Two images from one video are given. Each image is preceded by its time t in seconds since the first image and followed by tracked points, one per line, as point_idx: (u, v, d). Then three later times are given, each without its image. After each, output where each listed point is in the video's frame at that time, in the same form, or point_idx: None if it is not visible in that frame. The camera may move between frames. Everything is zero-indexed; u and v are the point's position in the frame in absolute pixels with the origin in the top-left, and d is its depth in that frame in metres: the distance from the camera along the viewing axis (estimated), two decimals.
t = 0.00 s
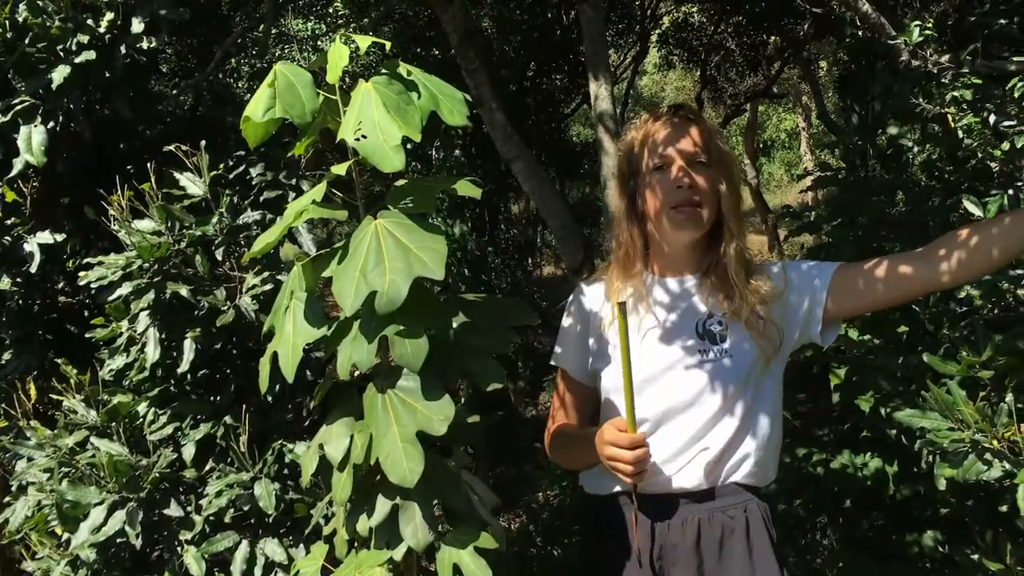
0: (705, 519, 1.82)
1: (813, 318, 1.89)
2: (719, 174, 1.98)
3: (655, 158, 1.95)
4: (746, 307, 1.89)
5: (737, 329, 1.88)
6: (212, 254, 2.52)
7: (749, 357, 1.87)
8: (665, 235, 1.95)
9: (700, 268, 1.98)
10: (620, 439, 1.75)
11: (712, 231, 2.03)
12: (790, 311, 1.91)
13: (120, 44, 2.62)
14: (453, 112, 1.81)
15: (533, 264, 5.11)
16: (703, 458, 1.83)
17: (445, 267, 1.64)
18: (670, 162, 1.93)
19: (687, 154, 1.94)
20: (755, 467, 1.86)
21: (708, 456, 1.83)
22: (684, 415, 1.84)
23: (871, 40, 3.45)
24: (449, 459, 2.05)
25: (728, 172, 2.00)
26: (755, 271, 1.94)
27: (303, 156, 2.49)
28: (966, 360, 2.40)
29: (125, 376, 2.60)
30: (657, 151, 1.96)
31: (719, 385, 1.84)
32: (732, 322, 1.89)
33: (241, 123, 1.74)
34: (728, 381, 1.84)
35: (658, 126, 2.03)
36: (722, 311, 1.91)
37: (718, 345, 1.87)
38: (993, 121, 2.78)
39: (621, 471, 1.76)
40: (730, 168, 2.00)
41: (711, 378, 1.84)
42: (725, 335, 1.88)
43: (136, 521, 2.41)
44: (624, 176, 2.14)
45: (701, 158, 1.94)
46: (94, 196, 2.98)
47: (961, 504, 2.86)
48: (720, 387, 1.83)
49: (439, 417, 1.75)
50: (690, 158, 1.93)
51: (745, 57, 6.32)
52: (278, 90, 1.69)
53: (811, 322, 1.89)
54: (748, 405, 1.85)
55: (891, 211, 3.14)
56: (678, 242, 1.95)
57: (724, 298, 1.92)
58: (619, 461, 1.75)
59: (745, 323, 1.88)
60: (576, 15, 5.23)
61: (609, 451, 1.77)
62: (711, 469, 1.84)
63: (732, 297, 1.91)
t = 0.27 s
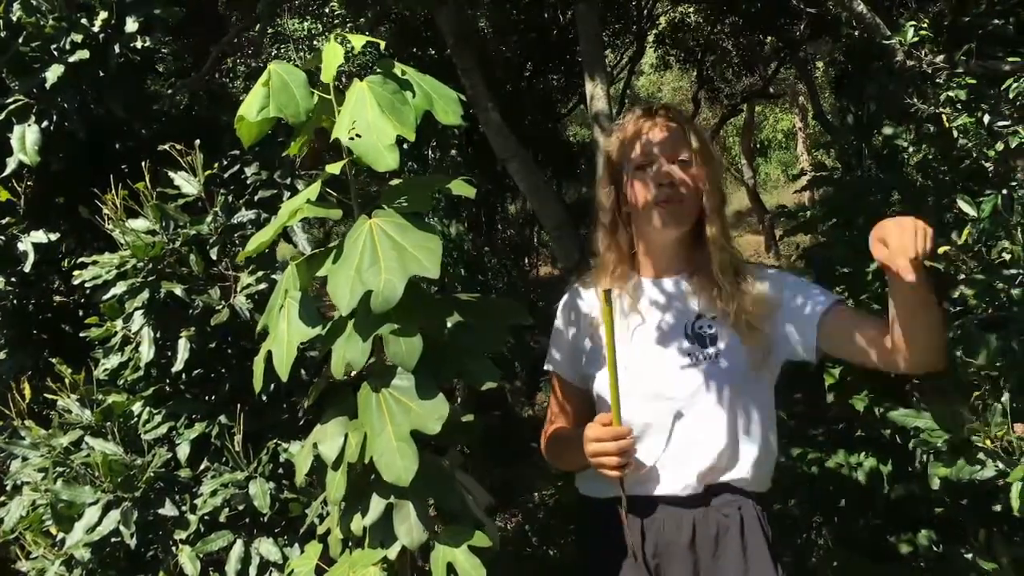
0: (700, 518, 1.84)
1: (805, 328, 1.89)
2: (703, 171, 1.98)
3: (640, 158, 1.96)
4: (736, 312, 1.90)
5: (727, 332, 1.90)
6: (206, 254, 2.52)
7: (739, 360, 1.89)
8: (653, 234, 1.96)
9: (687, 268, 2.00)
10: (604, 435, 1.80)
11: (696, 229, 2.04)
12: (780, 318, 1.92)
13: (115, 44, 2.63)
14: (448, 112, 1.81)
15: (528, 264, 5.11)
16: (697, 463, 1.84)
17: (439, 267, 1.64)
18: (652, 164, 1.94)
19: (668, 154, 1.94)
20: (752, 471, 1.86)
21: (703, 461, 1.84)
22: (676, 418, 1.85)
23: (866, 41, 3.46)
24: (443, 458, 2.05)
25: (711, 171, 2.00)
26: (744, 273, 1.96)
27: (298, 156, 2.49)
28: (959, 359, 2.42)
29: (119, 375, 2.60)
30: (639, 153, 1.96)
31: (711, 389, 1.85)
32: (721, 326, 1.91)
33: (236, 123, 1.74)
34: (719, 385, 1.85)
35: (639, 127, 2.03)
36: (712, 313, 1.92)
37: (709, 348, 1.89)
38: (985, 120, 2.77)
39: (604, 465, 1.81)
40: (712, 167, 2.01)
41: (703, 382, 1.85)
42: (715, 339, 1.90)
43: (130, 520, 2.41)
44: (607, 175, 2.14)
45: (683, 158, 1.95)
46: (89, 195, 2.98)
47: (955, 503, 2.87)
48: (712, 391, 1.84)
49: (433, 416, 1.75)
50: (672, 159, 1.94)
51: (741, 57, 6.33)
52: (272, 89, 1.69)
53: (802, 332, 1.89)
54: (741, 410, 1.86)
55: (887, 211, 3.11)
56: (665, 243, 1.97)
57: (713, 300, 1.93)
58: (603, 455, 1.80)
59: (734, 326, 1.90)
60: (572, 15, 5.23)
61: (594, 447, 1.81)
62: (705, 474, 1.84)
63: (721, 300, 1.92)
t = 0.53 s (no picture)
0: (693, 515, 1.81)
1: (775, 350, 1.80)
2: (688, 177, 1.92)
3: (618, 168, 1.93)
4: (715, 323, 1.83)
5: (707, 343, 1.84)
6: (202, 253, 2.51)
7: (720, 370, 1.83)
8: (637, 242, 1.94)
9: (674, 275, 1.95)
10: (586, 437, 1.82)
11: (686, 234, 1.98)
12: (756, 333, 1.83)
13: (109, 42, 2.61)
14: (443, 111, 1.80)
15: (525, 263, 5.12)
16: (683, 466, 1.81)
17: (433, 267, 1.63)
18: (635, 173, 1.89)
19: (650, 163, 1.89)
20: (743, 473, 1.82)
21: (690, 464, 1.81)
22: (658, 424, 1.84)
23: (863, 41, 3.46)
24: (439, 458, 2.05)
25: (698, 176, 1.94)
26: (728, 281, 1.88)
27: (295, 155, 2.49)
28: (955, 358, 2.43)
29: (114, 375, 2.59)
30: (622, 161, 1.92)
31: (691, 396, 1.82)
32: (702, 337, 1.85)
33: (230, 121, 1.74)
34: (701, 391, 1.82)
35: (624, 132, 1.99)
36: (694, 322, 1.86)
37: (690, 356, 1.84)
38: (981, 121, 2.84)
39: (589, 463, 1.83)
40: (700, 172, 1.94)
41: (684, 388, 1.83)
42: (697, 348, 1.84)
43: (125, 520, 2.40)
44: (598, 180, 2.11)
45: (666, 166, 1.89)
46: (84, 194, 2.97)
47: (950, 502, 2.88)
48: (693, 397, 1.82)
49: (428, 415, 1.75)
50: (654, 167, 1.89)
51: (738, 58, 6.34)
52: (266, 88, 1.69)
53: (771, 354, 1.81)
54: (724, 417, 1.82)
55: (884, 212, 3.07)
56: (650, 251, 1.93)
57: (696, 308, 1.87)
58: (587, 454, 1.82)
59: (713, 338, 1.83)
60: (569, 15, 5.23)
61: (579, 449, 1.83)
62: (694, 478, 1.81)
63: (702, 311, 1.86)
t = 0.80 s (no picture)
0: (679, 512, 1.83)
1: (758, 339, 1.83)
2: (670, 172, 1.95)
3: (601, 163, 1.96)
4: (696, 321, 1.86)
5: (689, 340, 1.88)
6: (196, 251, 2.51)
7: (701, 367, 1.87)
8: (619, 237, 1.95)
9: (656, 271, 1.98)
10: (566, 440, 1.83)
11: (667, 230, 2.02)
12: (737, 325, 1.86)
13: (103, 39, 2.60)
14: (438, 107, 1.80)
15: (522, 263, 5.12)
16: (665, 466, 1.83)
17: (427, 263, 1.63)
18: (613, 171, 1.92)
19: (628, 161, 1.92)
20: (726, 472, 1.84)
21: (673, 463, 1.83)
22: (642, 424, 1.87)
23: (859, 40, 3.46)
24: (434, 455, 2.04)
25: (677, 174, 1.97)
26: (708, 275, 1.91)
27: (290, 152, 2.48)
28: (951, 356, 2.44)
29: (109, 373, 2.58)
30: (601, 160, 1.95)
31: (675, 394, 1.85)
32: (684, 333, 1.88)
33: (223, 117, 1.73)
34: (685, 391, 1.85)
35: (604, 132, 2.02)
36: (676, 319, 1.89)
37: (673, 354, 1.87)
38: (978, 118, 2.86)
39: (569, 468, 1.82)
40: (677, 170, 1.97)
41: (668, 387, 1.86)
42: (679, 345, 1.88)
43: (119, 518, 2.39)
44: (581, 180, 2.15)
45: (643, 164, 1.92)
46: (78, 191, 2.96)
47: (946, 500, 2.88)
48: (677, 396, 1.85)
49: (423, 413, 1.74)
50: (632, 166, 1.92)
51: (735, 57, 6.33)
52: (260, 84, 1.68)
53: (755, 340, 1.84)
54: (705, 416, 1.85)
55: (880, 211, 3.07)
56: (630, 249, 1.95)
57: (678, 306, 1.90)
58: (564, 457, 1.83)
59: (695, 334, 1.87)
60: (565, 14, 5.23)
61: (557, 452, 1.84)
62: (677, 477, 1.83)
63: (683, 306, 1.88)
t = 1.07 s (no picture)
0: (673, 511, 1.83)
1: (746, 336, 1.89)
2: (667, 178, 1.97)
3: (602, 163, 1.95)
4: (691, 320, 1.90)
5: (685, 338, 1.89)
6: (194, 250, 2.50)
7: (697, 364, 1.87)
8: (616, 238, 1.96)
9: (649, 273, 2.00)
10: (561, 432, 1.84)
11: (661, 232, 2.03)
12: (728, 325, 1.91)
13: (101, 38, 2.60)
14: (438, 106, 1.79)
15: (519, 263, 5.12)
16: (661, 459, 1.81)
17: (428, 262, 1.62)
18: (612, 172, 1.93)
19: (627, 163, 1.92)
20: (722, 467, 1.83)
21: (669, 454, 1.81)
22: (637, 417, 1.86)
23: (857, 40, 3.47)
24: (432, 455, 2.04)
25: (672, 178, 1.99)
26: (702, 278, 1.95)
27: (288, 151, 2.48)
28: (949, 355, 2.45)
29: (106, 372, 2.58)
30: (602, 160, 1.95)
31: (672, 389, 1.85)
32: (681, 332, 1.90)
33: (223, 115, 1.72)
34: (684, 389, 1.85)
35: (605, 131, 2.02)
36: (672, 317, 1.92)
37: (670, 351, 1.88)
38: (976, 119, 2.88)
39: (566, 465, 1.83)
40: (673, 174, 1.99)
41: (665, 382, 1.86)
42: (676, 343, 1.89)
43: (116, 519, 2.38)
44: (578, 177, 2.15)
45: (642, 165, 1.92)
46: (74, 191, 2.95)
47: (944, 500, 2.88)
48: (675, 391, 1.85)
49: (422, 412, 1.74)
50: (633, 166, 1.91)
51: (732, 58, 6.34)
52: (261, 82, 1.67)
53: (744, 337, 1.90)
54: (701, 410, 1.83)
55: (877, 212, 3.08)
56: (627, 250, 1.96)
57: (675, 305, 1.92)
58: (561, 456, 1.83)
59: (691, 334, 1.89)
60: (563, 14, 5.23)
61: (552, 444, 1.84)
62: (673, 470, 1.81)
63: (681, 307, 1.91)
